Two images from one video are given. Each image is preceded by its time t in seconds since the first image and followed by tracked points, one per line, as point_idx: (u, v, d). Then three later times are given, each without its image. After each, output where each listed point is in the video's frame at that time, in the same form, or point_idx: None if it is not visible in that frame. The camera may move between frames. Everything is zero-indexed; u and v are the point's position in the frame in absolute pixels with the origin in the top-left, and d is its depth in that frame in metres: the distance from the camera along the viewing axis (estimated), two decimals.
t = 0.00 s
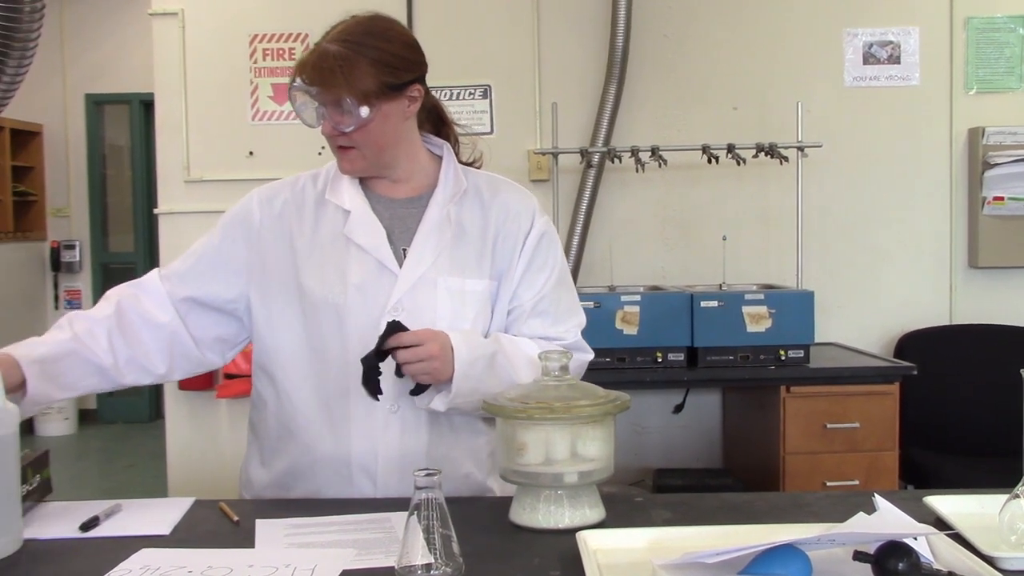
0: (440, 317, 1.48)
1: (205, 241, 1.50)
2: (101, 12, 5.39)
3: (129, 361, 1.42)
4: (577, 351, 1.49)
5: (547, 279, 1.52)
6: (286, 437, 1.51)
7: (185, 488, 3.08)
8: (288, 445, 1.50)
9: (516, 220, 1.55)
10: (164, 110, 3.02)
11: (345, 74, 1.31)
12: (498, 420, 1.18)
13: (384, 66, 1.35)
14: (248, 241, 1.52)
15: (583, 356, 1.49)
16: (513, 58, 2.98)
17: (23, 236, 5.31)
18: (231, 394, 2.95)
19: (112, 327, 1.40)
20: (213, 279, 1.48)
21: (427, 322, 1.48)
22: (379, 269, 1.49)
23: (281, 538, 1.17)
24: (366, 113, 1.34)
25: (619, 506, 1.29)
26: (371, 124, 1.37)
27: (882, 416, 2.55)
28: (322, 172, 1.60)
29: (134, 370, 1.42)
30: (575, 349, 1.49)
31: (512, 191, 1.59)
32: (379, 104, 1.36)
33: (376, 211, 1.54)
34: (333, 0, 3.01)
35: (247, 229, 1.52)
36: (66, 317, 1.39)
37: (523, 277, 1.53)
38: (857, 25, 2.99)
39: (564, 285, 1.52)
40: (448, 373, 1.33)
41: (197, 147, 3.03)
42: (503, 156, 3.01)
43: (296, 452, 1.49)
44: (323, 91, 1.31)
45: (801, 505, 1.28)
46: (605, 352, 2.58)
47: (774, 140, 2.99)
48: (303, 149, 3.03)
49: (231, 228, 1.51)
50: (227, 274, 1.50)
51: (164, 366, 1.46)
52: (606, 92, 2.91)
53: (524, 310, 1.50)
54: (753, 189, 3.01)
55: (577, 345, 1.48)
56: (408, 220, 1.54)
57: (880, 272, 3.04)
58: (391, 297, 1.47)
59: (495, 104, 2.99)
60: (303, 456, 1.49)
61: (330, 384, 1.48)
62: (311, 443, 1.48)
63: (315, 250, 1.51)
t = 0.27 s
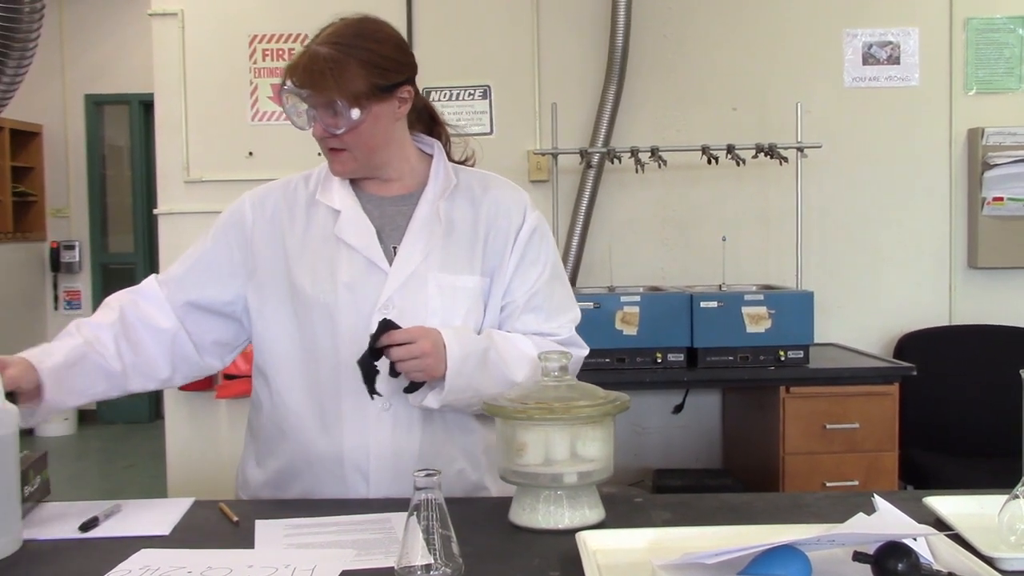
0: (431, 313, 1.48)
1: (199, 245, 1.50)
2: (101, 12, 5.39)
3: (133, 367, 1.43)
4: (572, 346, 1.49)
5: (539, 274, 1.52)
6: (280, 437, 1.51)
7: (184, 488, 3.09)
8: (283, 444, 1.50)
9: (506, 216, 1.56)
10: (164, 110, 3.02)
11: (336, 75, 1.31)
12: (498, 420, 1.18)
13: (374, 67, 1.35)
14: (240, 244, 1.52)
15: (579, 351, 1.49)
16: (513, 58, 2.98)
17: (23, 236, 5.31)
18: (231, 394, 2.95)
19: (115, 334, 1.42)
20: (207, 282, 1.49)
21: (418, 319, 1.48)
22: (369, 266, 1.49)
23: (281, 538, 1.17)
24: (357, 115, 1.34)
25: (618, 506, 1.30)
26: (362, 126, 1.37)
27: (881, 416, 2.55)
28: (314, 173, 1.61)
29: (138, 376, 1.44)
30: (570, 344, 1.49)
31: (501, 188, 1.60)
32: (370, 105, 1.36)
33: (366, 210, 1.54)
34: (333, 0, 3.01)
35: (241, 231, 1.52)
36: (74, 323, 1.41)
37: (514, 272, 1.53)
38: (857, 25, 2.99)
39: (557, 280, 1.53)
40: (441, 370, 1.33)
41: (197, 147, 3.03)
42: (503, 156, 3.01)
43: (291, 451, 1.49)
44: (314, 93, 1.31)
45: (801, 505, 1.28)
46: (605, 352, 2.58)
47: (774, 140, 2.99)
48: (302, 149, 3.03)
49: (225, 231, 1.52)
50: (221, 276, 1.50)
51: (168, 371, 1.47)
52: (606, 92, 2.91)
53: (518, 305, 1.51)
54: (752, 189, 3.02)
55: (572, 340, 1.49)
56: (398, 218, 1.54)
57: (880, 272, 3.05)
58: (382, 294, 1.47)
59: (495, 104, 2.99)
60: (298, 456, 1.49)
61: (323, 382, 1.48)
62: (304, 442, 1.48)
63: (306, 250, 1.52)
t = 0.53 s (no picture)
0: (425, 314, 1.48)
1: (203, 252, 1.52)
2: (101, 12, 5.39)
3: (146, 381, 1.41)
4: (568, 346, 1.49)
5: (535, 275, 1.52)
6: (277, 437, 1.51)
7: (184, 488, 3.09)
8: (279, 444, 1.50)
9: (501, 216, 1.56)
10: (164, 110, 3.02)
11: (334, 76, 1.31)
12: (498, 421, 1.18)
13: (372, 68, 1.35)
14: (238, 246, 1.53)
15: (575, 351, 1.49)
16: (513, 58, 2.98)
17: (23, 237, 5.31)
18: (231, 394, 2.94)
19: (123, 350, 1.40)
20: (206, 285, 1.49)
21: (413, 320, 1.48)
22: (363, 268, 1.49)
23: (281, 539, 1.17)
24: (356, 116, 1.34)
25: (618, 506, 1.30)
26: (360, 126, 1.37)
27: (881, 416, 2.55)
28: (310, 174, 1.61)
29: (150, 390, 1.42)
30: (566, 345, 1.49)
31: (497, 188, 1.60)
32: (368, 106, 1.36)
33: (361, 211, 1.55)
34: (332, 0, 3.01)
35: (241, 234, 1.53)
36: (79, 347, 1.39)
37: (510, 273, 1.53)
38: (857, 25, 2.99)
39: (554, 280, 1.53)
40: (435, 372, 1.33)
41: (197, 147, 3.03)
42: (503, 156, 3.01)
43: (287, 451, 1.50)
44: (312, 94, 1.31)
45: (801, 505, 1.28)
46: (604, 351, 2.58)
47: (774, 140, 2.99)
48: (302, 149, 3.03)
49: (225, 235, 1.53)
50: (219, 278, 1.50)
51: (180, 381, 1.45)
52: (606, 91, 2.91)
53: (514, 306, 1.50)
54: (752, 189, 3.02)
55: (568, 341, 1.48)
56: (394, 218, 1.54)
57: (880, 273, 3.05)
58: (377, 295, 1.47)
59: (495, 104, 2.99)
60: (294, 456, 1.49)
61: (319, 382, 1.48)
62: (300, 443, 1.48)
63: (302, 251, 1.52)
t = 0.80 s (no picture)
0: (420, 316, 1.48)
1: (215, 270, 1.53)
2: (101, 12, 5.39)
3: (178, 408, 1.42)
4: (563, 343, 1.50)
5: (528, 272, 1.52)
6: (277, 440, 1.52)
7: (184, 488, 3.09)
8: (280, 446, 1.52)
9: (493, 214, 1.56)
10: (164, 110, 3.02)
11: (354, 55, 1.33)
12: (498, 420, 1.18)
13: (386, 54, 1.38)
14: (233, 258, 1.54)
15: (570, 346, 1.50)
16: (512, 57, 2.98)
17: (23, 236, 5.31)
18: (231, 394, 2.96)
19: (153, 381, 1.41)
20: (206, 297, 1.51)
21: (408, 322, 1.48)
22: (356, 270, 1.49)
23: (280, 538, 1.17)
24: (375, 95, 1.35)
25: (618, 506, 1.30)
26: (375, 111, 1.38)
27: (881, 416, 2.55)
28: (299, 181, 1.61)
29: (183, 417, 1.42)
30: (561, 340, 1.50)
31: (487, 185, 1.60)
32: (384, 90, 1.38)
33: (352, 214, 1.55)
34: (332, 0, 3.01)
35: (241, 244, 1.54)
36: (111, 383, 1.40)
37: (503, 271, 1.53)
38: (857, 25, 2.99)
39: (547, 276, 1.53)
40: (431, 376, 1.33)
41: (196, 147, 3.03)
42: (503, 156, 3.01)
43: (288, 452, 1.50)
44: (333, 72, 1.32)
45: (801, 506, 1.28)
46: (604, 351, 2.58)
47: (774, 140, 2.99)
48: (302, 149, 3.03)
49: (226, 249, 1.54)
50: (220, 290, 1.51)
51: (210, 408, 1.46)
52: (606, 91, 2.91)
53: (509, 304, 1.51)
54: (752, 189, 3.02)
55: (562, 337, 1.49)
56: (385, 221, 1.55)
57: (880, 273, 3.04)
58: (371, 298, 1.47)
59: (495, 104, 2.99)
60: (294, 457, 1.50)
61: (314, 384, 1.48)
62: (299, 446, 1.49)
63: (294, 257, 1.52)
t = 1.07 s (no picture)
0: (419, 313, 1.49)
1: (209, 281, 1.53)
2: (101, 12, 5.39)
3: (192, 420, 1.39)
4: (560, 328, 1.52)
5: (521, 259, 1.55)
6: (282, 442, 1.52)
7: (183, 488, 3.08)
8: (284, 448, 1.52)
9: (481, 203, 1.59)
10: (163, 110, 3.02)
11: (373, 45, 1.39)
12: (498, 420, 1.18)
13: (393, 51, 1.45)
14: (225, 271, 1.53)
15: (567, 331, 1.52)
16: (512, 57, 2.98)
17: (23, 236, 5.31)
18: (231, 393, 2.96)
19: (170, 390, 1.38)
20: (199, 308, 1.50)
21: (407, 319, 1.49)
22: (351, 271, 1.50)
23: (280, 538, 1.17)
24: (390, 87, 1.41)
25: (618, 506, 1.30)
26: (384, 104, 1.43)
27: (881, 416, 2.55)
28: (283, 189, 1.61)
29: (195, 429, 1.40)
30: (557, 327, 1.52)
31: (471, 176, 1.62)
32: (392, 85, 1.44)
33: (340, 216, 1.55)
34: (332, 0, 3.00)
35: (234, 253, 1.53)
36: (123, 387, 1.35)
37: (496, 260, 1.56)
38: (857, 25, 2.99)
39: (538, 261, 1.57)
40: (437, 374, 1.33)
41: (196, 147, 3.03)
42: (503, 156, 3.01)
43: (297, 455, 1.50)
44: (354, 58, 1.36)
45: (801, 505, 1.28)
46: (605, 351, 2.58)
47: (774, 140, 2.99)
48: (301, 149, 3.03)
49: (220, 260, 1.53)
50: (213, 300, 1.50)
51: (220, 421, 1.44)
52: (606, 91, 2.91)
53: (504, 294, 1.54)
54: (752, 189, 3.02)
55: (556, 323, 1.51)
56: (374, 220, 1.55)
57: (880, 272, 3.04)
58: (368, 298, 1.48)
59: (495, 103, 2.99)
60: (304, 460, 1.50)
61: (314, 382, 1.49)
62: (308, 449, 1.50)
63: (285, 264, 1.52)
